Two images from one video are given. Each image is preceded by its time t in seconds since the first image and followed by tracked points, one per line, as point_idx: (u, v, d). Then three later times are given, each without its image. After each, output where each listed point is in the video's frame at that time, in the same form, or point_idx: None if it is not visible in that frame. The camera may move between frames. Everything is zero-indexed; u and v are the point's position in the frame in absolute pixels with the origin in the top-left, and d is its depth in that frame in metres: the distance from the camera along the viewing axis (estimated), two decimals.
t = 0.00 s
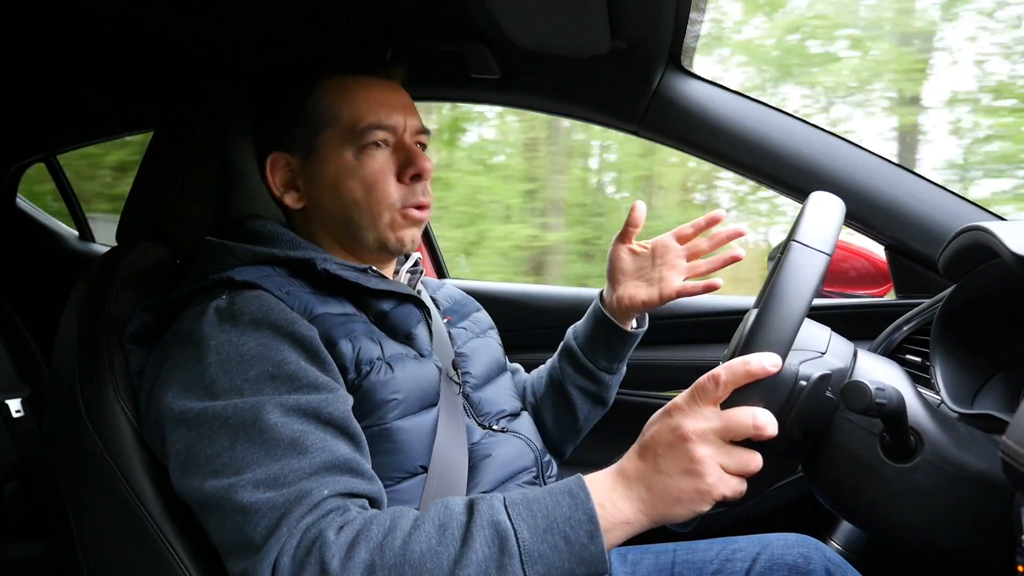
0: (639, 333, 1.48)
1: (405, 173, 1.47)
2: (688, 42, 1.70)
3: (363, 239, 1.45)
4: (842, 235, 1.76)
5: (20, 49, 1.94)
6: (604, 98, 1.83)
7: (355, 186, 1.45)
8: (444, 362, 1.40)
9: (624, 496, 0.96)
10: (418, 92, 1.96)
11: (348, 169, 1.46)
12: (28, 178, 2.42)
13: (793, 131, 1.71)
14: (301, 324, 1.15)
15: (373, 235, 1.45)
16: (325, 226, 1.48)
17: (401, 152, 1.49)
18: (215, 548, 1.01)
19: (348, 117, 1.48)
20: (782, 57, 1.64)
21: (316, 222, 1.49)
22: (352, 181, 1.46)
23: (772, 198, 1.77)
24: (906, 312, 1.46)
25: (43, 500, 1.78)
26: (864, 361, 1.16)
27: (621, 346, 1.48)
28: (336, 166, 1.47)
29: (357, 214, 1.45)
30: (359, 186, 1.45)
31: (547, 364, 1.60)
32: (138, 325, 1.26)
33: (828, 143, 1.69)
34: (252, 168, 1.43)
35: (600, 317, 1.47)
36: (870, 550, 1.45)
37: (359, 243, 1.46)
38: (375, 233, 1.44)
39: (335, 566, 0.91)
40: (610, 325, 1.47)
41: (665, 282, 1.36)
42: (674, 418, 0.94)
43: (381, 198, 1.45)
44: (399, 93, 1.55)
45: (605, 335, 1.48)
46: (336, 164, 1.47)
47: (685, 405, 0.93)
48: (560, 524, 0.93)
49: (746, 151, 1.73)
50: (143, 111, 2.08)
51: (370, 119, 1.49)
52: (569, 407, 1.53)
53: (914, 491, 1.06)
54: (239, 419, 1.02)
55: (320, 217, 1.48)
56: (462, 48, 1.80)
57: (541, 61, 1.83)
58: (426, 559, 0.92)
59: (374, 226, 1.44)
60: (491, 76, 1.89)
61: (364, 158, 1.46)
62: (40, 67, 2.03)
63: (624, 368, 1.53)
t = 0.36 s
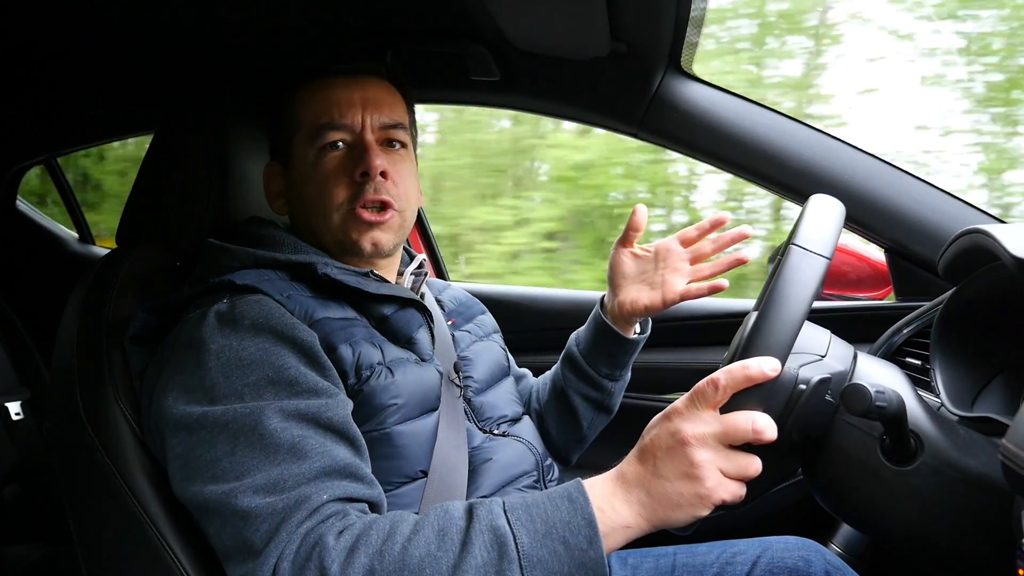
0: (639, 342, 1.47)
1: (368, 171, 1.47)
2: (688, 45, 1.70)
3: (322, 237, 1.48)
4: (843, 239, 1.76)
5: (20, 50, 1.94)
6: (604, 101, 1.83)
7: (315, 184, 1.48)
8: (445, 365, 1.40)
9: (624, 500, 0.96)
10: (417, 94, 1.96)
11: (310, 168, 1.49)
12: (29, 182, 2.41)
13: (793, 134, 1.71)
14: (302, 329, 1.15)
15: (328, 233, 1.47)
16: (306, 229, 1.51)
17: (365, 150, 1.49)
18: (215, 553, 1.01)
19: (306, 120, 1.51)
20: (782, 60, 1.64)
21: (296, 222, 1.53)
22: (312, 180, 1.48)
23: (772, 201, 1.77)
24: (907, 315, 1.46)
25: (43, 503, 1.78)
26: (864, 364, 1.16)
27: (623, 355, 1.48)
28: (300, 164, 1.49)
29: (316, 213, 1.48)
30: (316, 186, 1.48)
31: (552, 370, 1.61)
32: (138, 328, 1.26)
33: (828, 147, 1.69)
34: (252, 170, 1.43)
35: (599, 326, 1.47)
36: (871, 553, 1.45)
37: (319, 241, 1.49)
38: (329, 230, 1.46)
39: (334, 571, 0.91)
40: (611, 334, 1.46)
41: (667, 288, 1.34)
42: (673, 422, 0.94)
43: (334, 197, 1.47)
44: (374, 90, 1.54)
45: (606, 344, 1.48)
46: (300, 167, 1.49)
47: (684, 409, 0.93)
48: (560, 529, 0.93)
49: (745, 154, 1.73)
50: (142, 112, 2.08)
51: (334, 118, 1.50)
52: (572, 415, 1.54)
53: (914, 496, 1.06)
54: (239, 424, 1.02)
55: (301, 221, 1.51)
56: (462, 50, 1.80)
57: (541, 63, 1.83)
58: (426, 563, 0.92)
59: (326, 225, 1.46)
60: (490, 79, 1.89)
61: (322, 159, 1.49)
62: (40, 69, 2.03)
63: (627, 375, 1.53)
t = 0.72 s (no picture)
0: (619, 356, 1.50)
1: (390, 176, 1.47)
2: (688, 45, 1.69)
3: (353, 243, 1.46)
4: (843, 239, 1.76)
5: (19, 50, 1.94)
6: (604, 100, 1.83)
7: (346, 188, 1.46)
8: (444, 366, 1.40)
9: (625, 499, 0.96)
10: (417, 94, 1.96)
11: (339, 173, 1.47)
12: (29, 181, 2.42)
13: (794, 134, 1.71)
14: (302, 330, 1.15)
15: (360, 238, 1.45)
16: (321, 231, 1.48)
17: (395, 155, 1.49)
18: (217, 553, 1.01)
19: (341, 121, 1.48)
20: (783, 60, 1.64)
21: (310, 222, 1.50)
22: (342, 184, 1.46)
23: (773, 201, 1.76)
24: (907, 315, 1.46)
25: (43, 503, 1.78)
26: (864, 364, 1.16)
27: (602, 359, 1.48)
28: (328, 168, 1.47)
29: (346, 218, 1.45)
30: (349, 191, 1.46)
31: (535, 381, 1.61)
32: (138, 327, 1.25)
33: (829, 147, 1.69)
34: (253, 169, 1.43)
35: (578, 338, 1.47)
36: (870, 553, 1.45)
37: (348, 247, 1.46)
38: (362, 236, 1.45)
39: (335, 570, 0.90)
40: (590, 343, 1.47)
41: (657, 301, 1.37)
42: (673, 421, 0.94)
43: (368, 203, 1.45)
44: (400, 95, 1.53)
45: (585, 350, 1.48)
46: (329, 168, 1.47)
47: (685, 407, 0.93)
48: (560, 528, 0.93)
49: (746, 155, 1.73)
50: (142, 112, 2.08)
51: (365, 123, 1.48)
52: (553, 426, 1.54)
53: (913, 496, 1.06)
54: (240, 424, 1.02)
55: (316, 221, 1.49)
56: (462, 49, 1.80)
57: (541, 62, 1.82)
58: (427, 563, 0.92)
59: (360, 230, 1.44)
60: (490, 78, 1.88)
61: (355, 163, 1.47)
62: (39, 69, 2.03)
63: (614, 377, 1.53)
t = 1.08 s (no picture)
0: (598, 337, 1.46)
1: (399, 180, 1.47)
2: (687, 47, 1.69)
3: (371, 249, 1.46)
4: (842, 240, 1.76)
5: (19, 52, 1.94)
6: (604, 102, 1.83)
7: (366, 194, 1.46)
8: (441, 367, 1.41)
9: (625, 502, 0.96)
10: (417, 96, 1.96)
11: (361, 180, 1.46)
12: (30, 183, 2.42)
13: (793, 136, 1.71)
14: (299, 332, 1.14)
15: (382, 245, 1.45)
16: (336, 236, 1.48)
17: (415, 163, 1.49)
18: (215, 556, 1.01)
19: (366, 128, 1.47)
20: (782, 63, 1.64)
21: (321, 225, 1.49)
22: (364, 192, 1.46)
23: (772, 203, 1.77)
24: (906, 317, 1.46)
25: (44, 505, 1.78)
26: (861, 366, 1.16)
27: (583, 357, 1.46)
28: (349, 175, 1.46)
29: (368, 225, 1.45)
30: (372, 198, 1.45)
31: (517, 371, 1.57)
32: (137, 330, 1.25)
33: (827, 149, 1.69)
34: (252, 171, 1.43)
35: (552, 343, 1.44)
36: (871, 555, 1.45)
37: (367, 254, 1.47)
38: (384, 244, 1.45)
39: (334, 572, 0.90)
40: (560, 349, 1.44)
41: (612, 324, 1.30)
42: (673, 422, 0.94)
43: (392, 211, 1.45)
44: (410, 104, 1.54)
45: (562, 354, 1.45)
46: (350, 175, 1.46)
47: (685, 409, 0.93)
48: (560, 530, 0.93)
49: (745, 157, 1.73)
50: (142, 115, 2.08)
51: (387, 130, 1.48)
52: (555, 417, 1.52)
53: (913, 497, 1.06)
54: (238, 427, 1.02)
55: (330, 226, 1.48)
56: (461, 52, 1.80)
57: (540, 64, 1.82)
58: (427, 565, 0.92)
59: (383, 238, 1.45)
60: (490, 81, 1.88)
61: (379, 171, 1.46)
62: (38, 72, 2.03)
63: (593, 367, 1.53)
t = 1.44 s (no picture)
0: (631, 343, 1.44)
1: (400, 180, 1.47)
2: (687, 49, 1.69)
3: (371, 248, 1.46)
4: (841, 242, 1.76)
5: (19, 53, 1.94)
6: (604, 103, 1.83)
7: (367, 193, 1.46)
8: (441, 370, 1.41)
9: (624, 504, 0.96)
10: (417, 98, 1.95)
11: (361, 178, 1.46)
12: (29, 185, 2.41)
13: (793, 138, 1.71)
14: (300, 335, 1.14)
15: (383, 244, 1.46)
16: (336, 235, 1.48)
17: (415, 162, 1.49)
18: (215, 559, 1.01)
19: (365, 127, 1.48)
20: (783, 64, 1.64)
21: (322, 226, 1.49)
22: (364, 190, 1.46)
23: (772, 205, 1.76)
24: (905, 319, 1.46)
25: (43, 507, 1.78)
26: (860, 368, 1.16)
27: (619, 358, 1.45)
28: (349, 174, 1.46)
29: (368, 223, 1.45)
30: (372, 195, 1.46)
31: (552, 369, 1.58)
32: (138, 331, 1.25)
33: (827, 151, 1.69)
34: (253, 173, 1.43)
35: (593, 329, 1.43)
36: (871, 556, 1.45)
37: (369, 253, 1.47)
38: (385, 241, 1.45)
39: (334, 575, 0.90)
40: (601, 336, 1.43)
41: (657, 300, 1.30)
42: (673, 424, 0.94)
43: (393, 209, 1.45)
44: (408, 104, 1.54)
45: (601, 349, 1.44)
46: (349, 173, 1.46)
47: (685, 411, 0.93)
48: (560, 532, 0.93)
49: (745, 159, 1.73)
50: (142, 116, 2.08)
51: (386, 129, 1.49)
52: (571, 421, 1.52)
53: (913, 500, 1.06)
54: (239, 429, 1.02)
55: (330, 226, 1.48)
56: (461, 53, 1.79)
57: (540, 65, 1.82)
58: (427, 567, 0.92)
59: (384, 237, 1.45)
60: (490, 82, 1.88)
61: (379, 169, 1.47)
62: (38, 73, 2.02)
63: (626, 379, 1.51)
